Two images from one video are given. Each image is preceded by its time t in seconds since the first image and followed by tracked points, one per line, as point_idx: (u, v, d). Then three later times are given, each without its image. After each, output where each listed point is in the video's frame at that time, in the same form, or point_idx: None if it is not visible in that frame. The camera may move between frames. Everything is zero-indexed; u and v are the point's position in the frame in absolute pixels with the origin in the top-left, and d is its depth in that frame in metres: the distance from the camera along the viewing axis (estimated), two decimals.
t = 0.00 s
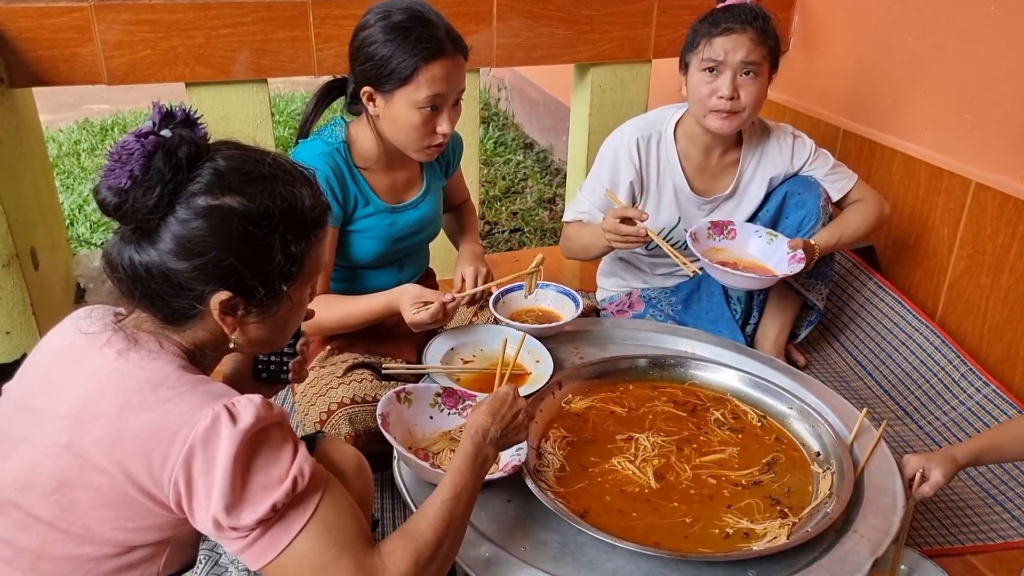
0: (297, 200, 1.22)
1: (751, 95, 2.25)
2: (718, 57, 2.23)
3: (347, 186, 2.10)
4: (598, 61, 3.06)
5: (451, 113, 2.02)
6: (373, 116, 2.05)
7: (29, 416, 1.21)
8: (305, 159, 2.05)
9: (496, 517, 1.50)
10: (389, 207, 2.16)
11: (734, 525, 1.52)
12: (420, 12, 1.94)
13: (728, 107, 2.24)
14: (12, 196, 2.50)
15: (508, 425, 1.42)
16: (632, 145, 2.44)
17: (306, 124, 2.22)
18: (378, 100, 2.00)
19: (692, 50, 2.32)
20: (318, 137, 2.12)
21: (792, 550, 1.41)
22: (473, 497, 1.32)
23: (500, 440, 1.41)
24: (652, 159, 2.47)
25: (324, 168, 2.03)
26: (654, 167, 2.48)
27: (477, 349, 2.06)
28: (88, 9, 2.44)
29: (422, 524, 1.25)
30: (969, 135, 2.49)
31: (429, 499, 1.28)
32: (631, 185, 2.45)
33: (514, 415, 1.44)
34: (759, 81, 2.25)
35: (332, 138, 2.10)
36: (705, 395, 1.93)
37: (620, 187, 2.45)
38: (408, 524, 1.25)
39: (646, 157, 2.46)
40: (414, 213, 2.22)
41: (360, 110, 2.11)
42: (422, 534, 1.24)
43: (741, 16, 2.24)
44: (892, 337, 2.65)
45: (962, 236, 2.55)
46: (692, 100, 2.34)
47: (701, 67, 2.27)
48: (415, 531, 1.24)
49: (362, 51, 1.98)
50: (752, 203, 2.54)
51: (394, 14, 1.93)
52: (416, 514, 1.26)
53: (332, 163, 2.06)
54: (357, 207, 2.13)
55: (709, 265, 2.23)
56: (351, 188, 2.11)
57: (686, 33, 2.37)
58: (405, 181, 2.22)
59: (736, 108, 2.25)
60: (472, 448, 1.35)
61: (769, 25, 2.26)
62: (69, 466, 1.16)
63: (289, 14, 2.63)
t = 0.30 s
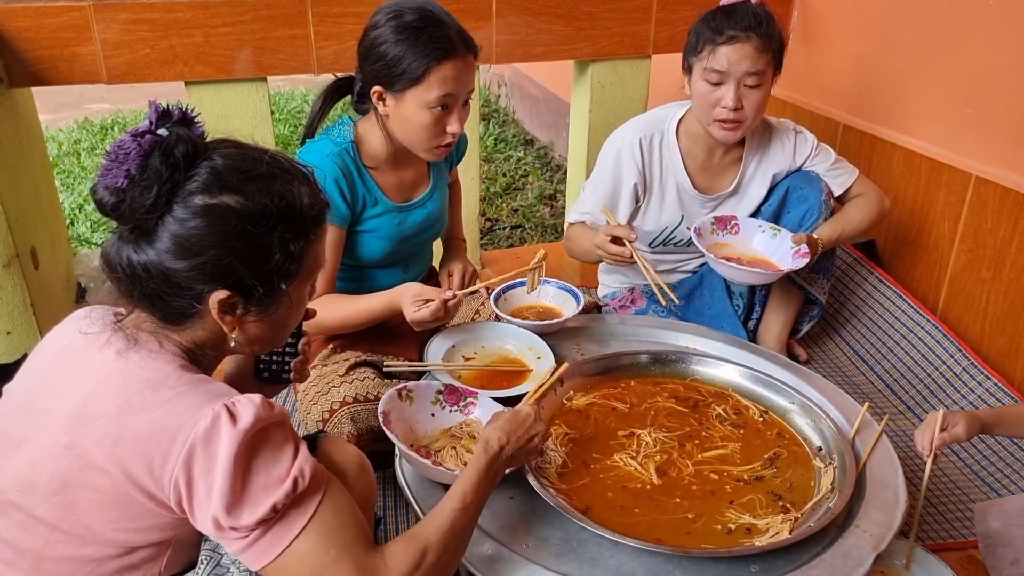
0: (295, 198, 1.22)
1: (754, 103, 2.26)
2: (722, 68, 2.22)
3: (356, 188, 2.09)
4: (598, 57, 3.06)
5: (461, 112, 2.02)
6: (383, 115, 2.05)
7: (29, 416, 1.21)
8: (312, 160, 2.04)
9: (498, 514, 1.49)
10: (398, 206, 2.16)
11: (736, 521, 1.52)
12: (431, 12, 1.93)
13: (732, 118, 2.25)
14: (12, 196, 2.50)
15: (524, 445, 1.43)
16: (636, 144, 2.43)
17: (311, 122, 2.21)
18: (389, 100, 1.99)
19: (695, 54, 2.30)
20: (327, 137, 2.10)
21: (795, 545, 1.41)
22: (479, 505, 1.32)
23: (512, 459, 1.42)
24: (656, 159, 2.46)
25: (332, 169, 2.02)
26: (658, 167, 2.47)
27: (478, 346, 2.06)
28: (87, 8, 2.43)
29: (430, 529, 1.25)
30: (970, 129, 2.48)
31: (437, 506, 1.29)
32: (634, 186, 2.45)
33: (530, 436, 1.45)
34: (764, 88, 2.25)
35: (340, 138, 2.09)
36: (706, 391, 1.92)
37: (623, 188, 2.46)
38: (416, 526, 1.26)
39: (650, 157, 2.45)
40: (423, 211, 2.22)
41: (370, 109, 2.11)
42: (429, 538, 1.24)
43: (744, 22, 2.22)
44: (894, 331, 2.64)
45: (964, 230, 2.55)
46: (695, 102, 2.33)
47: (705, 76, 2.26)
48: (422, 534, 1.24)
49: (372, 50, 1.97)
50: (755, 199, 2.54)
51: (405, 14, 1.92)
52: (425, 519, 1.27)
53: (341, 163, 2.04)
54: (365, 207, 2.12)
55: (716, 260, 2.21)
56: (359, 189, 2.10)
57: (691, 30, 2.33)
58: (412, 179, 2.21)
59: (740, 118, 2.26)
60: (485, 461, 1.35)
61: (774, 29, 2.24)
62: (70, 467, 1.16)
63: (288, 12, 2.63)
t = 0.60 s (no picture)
0: (298, 196, 1.22)
1: (761, 103, 2.25)
2: (729, 69, 2.22)
3: (362, 190, 2.08)
4: (598, 54, 3.05)
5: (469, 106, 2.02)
6: (389, 114, 2.04)
7: (28, 413, 1.21)
8: (319, 163, 2.03)
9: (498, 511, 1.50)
10: (403, 208, 2.16)
11: (735, 518, 1.52)
12: (434, 7, 1.93)
13: (739, 118, 2.26)
14: (12, 192, 2.50)
15: (533, 470, 1.42)
16: (642, 141, 2.42)
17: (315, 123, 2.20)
18: (395, 97, 1.98)
19: (701, 54, 2.30)
20: (332, 138, 2.09)
21: (794, 543, 1.41)
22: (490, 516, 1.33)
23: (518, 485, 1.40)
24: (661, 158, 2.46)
25: (339, 172, 2.01)
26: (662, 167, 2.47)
27: (478, 343, 2.06)
28: (88, 5, 2.43)
29: (436, 536, 1.26)
30: (970, 127, 2.48)
31: (450, 517, 1.30)
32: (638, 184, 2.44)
33: (543, 466, 1.44)
34: (770, 90, 2.25)
35: (346, 139, 2.08)
36: (705, 389, 1.92)
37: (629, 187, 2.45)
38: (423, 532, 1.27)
39: (655, 156, 2.44)
40: (427, 212, 2.22)
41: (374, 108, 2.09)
42: (434, 546, 1.25)
43: (751, 22, 2.21)
44: (893, 329, 2.64)
45: (964, 228, 2.54)
46: (701, 102, 2.33)
47: (712, 77, 2.27)
48: (429, 541, 1.25)
49: (376, 49, 1.97)
50: (758, 196, 2.54)
51: (408, 10, 1.91)
52: (435, 526, 1.28)
53: (348, 166, 2.04)
54: (372, 210, 2.12)
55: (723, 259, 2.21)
56: (366, 191, 2.09)
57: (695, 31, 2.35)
58: (415, 180, 2.21)
59: (747, 118, 2.26)
60: (499, 484, 1.35)
61: (782, 31, 2.24)
62: (69, 463, 1.16)
63: (289, 9, 2.63)
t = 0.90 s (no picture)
0: (301, 193, 1.22)
1: (762, 100, 2.25)
2: (731, 65, 2.22)
3: (371, 196, 2.07)
4: (599, 52, 3.05)
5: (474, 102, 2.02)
6: (394, 118, 2.03)
7: (32, 410, 1.21)
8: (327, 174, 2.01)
9: (499, 508, 1.50)
10: (411, 212, 2.16)
11: (736, 516, 1.52)
12: (429, 6, 1.93)
13: (739, 115, 2.25)
14: (14, 189, 2.50)
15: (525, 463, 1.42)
16: (644, 141, 2.42)
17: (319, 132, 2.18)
18: (401, 101, 1.97)
19: (703, 52, 2.30)
20: (337, 147, 2.07)
21: (795, 541, 1.41)
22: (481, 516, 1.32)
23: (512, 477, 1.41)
24: (664, 157, 2.45)
25: (348, 181, 2.01)
26: (666, 166, 2.47)
27: (480, 341, 2.05)
28: (89, 2, 2.44)
29: (434, 537, 1.26)
30: (971, 125, 2.48)
31: (446, 516, 1.29)
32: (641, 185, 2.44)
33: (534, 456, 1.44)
34: (771, 87, 2.25)
35: (352, 147, 2.06)
36: (707, 387, 1.93)
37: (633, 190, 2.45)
38: (418, 533, 1.26)
39: (657, 156, 2.44)
40: (434, 213, 2.23)
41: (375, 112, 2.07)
42: (431, 548, 1.25)
43: (754, 20, 2.22)
44: (894, 328, 2.64)
45: (965, 226, 2.54)
46: (702, 99, 2.33)
47: (714, 74, 2.27)
48: (425, 543, 1.25)
49: (378, 54, 1.96)
50: (760, 195, 2.54)
51: (404, 12, 1.91)
52: (432, 527, 1.27)
53: (356, 174, 2.03)
54: (382, 216, 2.12)
55: (729, 264, 2.21)
56: (374, 197, 2.08)
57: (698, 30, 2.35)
58: (419, 183, 2.20)
59: (746, 116, 2.26)
60: (491, 479, 1.35)
61: (784, 29, 2.24)
62: (73, 461, 1.16)
63: (290, 7, 2.62)
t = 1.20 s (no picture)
0: (300, 192, 1.22)
1: (760, 93, 2.24)
2: (728, 56, 2.23)
3: (366, 208, 2.07)
4: (599, 52, 3.05)
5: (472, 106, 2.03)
6: (394, 127, 2.01)
7: (30, 409, 1.21)
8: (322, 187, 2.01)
9: (498, 508, 1.50)
10: (408, 219, 2.17)
11: (735, 516, 1.52)
12: (424, 10, 1.93)
13: (736, 108, 2.24)
14: (14, 188, 2.50)
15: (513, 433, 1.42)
16: (643, 142, 2.42)
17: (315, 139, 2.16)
18: (402, 110, 1.96)
19: (700, 49, 2.31)
20: (333, 158, 2.06)
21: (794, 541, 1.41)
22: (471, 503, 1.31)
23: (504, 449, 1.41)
24: (664, 156, 2.45)
25: (342, 196, 2.01)
26: (666, 166, 2.47)
27: (479, 340, 2.05)
28: (89, 2, 2.44)
29: (424, 534, 1.24)
30: (970, 125, 2.48)
31: (433, 507, 1.28)
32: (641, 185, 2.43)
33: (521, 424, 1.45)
34: (769, 79, 2.25)
35: (347, 158, 2.05)
36: (706, 387, 1.93)
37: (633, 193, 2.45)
38: (406, 532, 1.25)
39: (656, 155, 2.44)
40: (431, 219, 2.23)
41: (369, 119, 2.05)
42: (421, 545, 1.23)
43: (750, 15, 2.23)
44: (894, 328, 2.64)
45: (965, 226, 2.54)
46: (699, 95, 2.33)
47: (712, 67, 2.27)
48: (415, 541, 1.24)
49: (377, 65, 1.94)
50: (758, 196, 2.53)
51: (401, 18, 1.90)
52: (417, 523, 1.26)
53: (351, 187, 2.03)
54: (379, 225, 2.13)
55: (726, 264, 2.21)
56: (369, 208, 2.08)
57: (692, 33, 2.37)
58: (417, 187, 2.20)
59: (743, 109, 2.24)
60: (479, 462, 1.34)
61: (780, 25, 2.25)
62: (71, 460, 1.16)
63: (289, 6, 2.62)
